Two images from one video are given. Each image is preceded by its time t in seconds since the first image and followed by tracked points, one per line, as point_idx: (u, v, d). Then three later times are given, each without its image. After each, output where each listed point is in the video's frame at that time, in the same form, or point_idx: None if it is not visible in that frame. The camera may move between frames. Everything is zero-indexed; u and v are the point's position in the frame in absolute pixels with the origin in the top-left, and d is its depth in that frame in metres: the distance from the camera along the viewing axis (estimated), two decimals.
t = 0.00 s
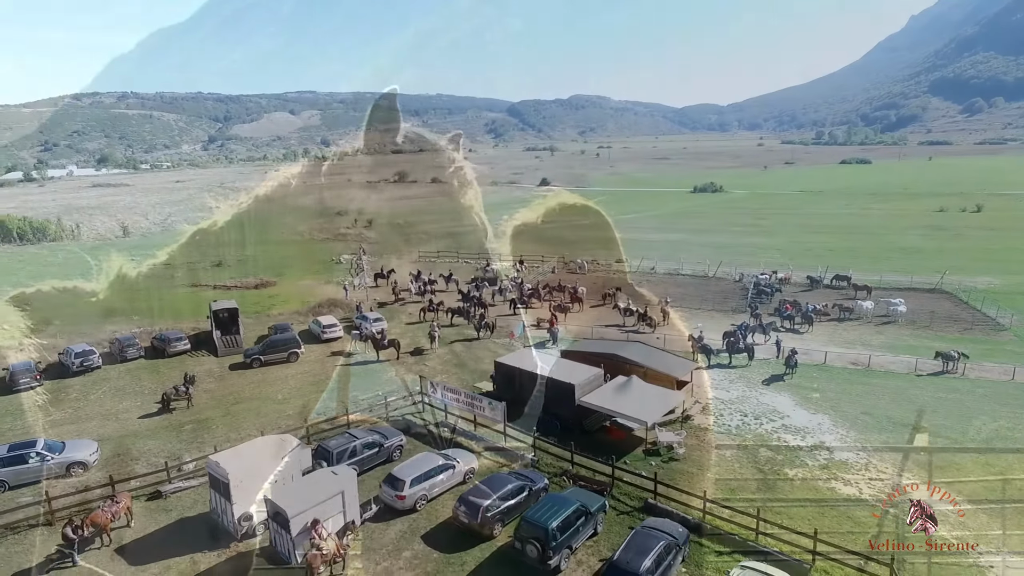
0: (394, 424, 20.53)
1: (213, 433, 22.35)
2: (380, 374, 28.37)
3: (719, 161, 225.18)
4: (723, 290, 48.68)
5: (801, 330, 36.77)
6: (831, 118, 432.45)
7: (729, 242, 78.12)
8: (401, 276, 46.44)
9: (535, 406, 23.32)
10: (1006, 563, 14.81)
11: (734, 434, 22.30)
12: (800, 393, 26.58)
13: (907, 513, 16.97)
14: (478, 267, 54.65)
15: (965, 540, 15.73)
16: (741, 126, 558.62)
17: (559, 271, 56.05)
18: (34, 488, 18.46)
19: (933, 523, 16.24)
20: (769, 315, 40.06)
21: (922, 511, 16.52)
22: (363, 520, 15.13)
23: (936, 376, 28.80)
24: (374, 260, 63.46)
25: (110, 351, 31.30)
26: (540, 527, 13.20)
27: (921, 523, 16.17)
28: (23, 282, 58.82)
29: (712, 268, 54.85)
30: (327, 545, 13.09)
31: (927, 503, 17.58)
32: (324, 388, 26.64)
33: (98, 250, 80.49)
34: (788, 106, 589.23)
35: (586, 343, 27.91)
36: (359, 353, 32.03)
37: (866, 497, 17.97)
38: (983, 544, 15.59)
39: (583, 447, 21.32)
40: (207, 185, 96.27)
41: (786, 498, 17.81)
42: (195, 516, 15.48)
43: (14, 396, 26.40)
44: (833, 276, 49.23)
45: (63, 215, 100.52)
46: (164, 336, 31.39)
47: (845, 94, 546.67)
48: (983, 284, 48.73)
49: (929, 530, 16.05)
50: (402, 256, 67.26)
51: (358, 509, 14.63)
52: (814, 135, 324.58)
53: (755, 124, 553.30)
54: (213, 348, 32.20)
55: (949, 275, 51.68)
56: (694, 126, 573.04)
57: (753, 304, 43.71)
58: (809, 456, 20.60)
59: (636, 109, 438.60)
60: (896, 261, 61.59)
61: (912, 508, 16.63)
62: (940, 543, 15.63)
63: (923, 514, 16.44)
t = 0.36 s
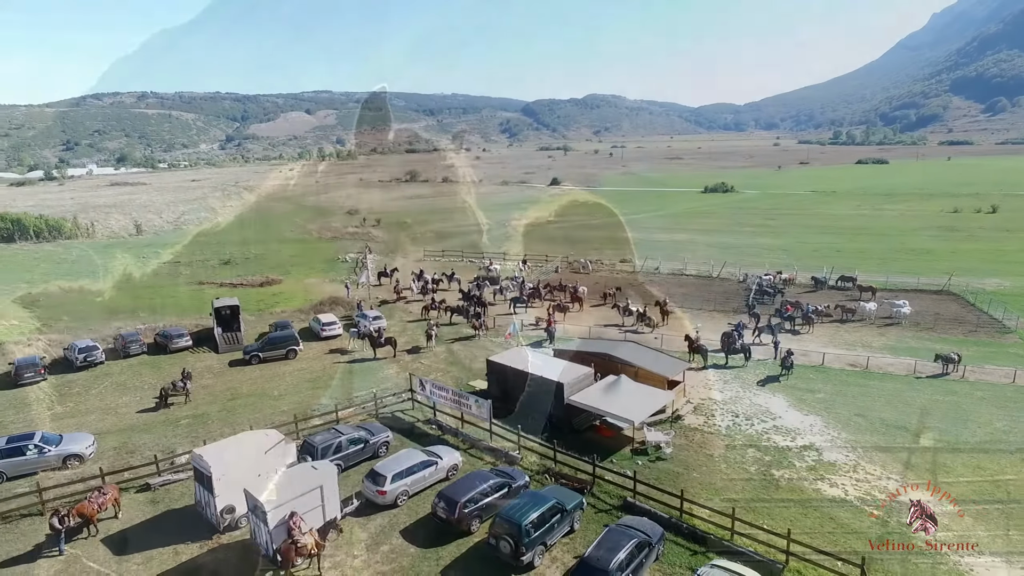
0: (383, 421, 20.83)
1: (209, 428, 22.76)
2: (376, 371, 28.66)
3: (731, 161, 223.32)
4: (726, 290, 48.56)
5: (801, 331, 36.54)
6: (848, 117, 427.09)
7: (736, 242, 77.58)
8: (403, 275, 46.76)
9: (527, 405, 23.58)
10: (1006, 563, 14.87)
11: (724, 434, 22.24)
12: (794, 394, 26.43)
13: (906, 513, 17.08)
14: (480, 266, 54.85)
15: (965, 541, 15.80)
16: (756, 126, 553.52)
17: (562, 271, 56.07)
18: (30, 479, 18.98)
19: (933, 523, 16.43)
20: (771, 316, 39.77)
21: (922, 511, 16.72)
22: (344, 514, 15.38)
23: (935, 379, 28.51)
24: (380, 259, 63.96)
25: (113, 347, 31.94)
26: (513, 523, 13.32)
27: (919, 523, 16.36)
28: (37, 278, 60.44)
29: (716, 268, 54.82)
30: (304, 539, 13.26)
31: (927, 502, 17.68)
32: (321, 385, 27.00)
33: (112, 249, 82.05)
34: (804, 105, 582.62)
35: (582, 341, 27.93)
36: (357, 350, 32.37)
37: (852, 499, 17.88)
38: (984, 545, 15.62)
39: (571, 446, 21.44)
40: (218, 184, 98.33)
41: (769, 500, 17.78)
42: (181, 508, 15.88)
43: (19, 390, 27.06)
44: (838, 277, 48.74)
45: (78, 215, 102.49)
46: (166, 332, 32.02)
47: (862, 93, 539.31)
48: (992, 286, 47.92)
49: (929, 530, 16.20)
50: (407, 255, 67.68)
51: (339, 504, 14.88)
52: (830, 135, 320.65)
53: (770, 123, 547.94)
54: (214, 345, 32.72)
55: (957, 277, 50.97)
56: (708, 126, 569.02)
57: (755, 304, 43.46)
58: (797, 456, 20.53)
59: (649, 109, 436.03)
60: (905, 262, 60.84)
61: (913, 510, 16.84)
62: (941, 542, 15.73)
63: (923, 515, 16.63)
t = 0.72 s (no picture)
0: (364, 419, 20.98)
1: (196, 424, 23.02)
2: (365, 370, 28.87)
3: (738, 160, 222.10)
4: (723, 291, 48.47)
5: (795, 332, 36.42)
6: (857, 117, 423.78)
7: (738, 243, 77.20)
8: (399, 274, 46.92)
9: (511, 404, 23.65)
10: (1000, 563, 14.86)
11: (706, 434, 22.21)
12: (781, 395, 26.33)
13: (904, 513, 17.11)
14: (478, 266, 55.05)
15: (961, 540, 15.81)
16: (765, 125, 550.38)
17: (560, 271, 56.04)
18: (16, 474, 19.25)
19: (933, 523, 16.36)
20: (765, 316, 39.59)
21: (922, 511, 16.62)
22: (318, 511, 15.51)
23: (925, 380, 28.32)
24: (380, 258, 64.22)
25: (108, 344, 32.32)
26: (480, 521, 13.39)
27: (918, 522, 16.35)
28: (43, 276, 61.32)
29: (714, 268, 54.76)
30: (272, 535, 13.41)
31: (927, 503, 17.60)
32: (310, 383, 27.24)
33: (118, 248, 83.02)
34: (814, 105, 578.42)
35: (570, 341, 27.98)
36: (349, 349, 32.54)
37: (830, 500, 17.81)
38: (985, 545, 15.58)
39: (552, 445, 21.50)
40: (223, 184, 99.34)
41: (745, 501, 17.78)
42: (158, 503, 16.07)
43: (14, 386, 27.42)
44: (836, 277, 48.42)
45: (86, 214, 103.80)
46: (160, 330, 32.36)
47: (872, 93, 534.76)
48: (994, 286, 47.45)
49: (929, 531, 16.17)
50: (406, 255, 67.92)
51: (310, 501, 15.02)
52: (840, 135, 318.28)
53: (779, 123, 544.47)
54: (208, 343, 33.02)
55: (959, 278, 50.45)
56: (716, 126, 566.52)
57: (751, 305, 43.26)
58: (779, 457, 20.44)
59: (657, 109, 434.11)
60: (906, 263, 60.29)
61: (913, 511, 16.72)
62: (939, 542, 15.76)
63: (923, 515, 16.55)
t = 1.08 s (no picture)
0: (353, 416, 21.09)
1: (190, 420, 23.33)
2: (361, 368, 29.07)
3: (753, 160, 219.77)
4: (727, 292, 48.06)
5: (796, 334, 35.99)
6: (878, 116, 416.97)
7: (747, 244, 76.49)
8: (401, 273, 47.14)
9: (501, 403, 23.68)
10: (1002, 566, 14.82)
11: (696, 437, 22.03)
12: (777, 398, 26.03)
13: (907, 513, 17.14)
14: (482, 265, 55.15)
15: (963, 541, 15.82)
16: (782, 125, 544.10)
17: (564, 271, 55.90)
18: (12, 466, 19.66)
19: (933, 523, 16.41)
20: (767, 318, 39.19)
21: (923, 511, 16.67)
22: (298, 508, 15.67)
23: (927, 384, 27.82)
24: (386, 258, 64.64)
25: (112, 340, 32.87)
26: (453, 520, 13.42)
27: (919, 523, 16.37)
28: (57, 273, 62.60)
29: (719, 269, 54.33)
30: (248, 530, 13.55)
31: (927, 503, 17.68)
32: (305, 381, 27.50)
33: (133, 245, 84.55)
34: (832, 104, 570.58)
35: (564, 341, 27.93)
36: (347, 348, 32.81)
37: (816, 505, 17.58)
38: (984, 544, 15.64)
39: (540, 445, 21.51)
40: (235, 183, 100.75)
41: (729, 505, 17.61)
42: (143, 498, 16.31)
43: (18, 381, 28.05)
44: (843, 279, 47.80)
45: (102, 212, 105.85)
46: (162, 326, 32.86)
47: (893, 92, 525.35)
48: (1005, 289, 46.52)
49: (929, 531, 16.23)
50: (413, 254, 68.25)
51: (290, 501, 15.19)
52: (860, 135, 313.33)
53: (796, 122, 537.91)
54: (209, 340, 33.46)
55: (970, 281, 49.50)
56: (733, 125, 561.38)
57: (754, 307, 42.93)
58: (767, 461, 20.23)
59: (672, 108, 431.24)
60: (918, 265, 59.29)
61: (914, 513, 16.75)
62: (941, 542, 15.78)
63: (923, 515, 16.61)
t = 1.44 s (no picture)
0: (336, 416, 21.19)
1: (177, 418, 23.58)
2: (351, 368, 29.22)
3: (765, 160, 217.63)
4: (728, 293, 47.74)
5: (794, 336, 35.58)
6: (895, 116, 410.83)
7: (753, 245, 75.76)
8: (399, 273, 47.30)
9: (487, 403, 23.69)
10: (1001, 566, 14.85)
11: (680, 440, 21.86)
12: (767, 401, 25.78)
13: (907, 513, 17.20)
14: (482, 265, 55.23)
15: (962, 541, 15.88)
16: (797, 125, 538.30)
17: (564, 271, 55.74)
18: None
19: (933, 523, 16.48)
20: (764, 320, 38.80)
21: (922, 511, 16.76)
22: (272, 506, 15.81)
23: (922, 389, 27.36)
24: (389, 257, 64.88)
25: (110, 337, 33.34)
26: (418, 520, 13.45)
27: (919, 522, 16.42)
28: (66, 271, 63.63)
29: (721, 270, 53.97)
30: (215, 528, 13.62)
31: (927, 502, 17.74)
32: (294, 380, 27.69)
33: (143, 244, 85.76)
34: (849, 104, 563.18)
35: (554, 342, 27.86)
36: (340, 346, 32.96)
37: (795, 510, 17.38)
38: (983, 545, 15.70)
39: (522, 446, 21.50)
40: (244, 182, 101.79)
41: (706, 508, 17.48)
42: (120, 494, 16.54)
43: (16, 377, 28.53)
44: (846, 280, 47.20)
45: (114, 211, 107.31)
46: (159, 324, 33.29)
47: (912, 92, 517.21)
48: (1012, 292, 45.70)
49: (929, 530, 16.27)
50: (416, 253, 68.46)
51: (261, 499, 15.29)
52: (876, 135, 308.96)
53: (811, 122, 532.00)
54: (205, 338, 33.82)
55: (977, 284, 48.61)
56: (746, 125, 556.58)
57: (754, 308, 42.51)
58: (749, 464, 20.04)
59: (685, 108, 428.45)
60: (925, 267, 58.35)
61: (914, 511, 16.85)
62: (939, 542, 15.86)
63: (923, 515, 16.67)
